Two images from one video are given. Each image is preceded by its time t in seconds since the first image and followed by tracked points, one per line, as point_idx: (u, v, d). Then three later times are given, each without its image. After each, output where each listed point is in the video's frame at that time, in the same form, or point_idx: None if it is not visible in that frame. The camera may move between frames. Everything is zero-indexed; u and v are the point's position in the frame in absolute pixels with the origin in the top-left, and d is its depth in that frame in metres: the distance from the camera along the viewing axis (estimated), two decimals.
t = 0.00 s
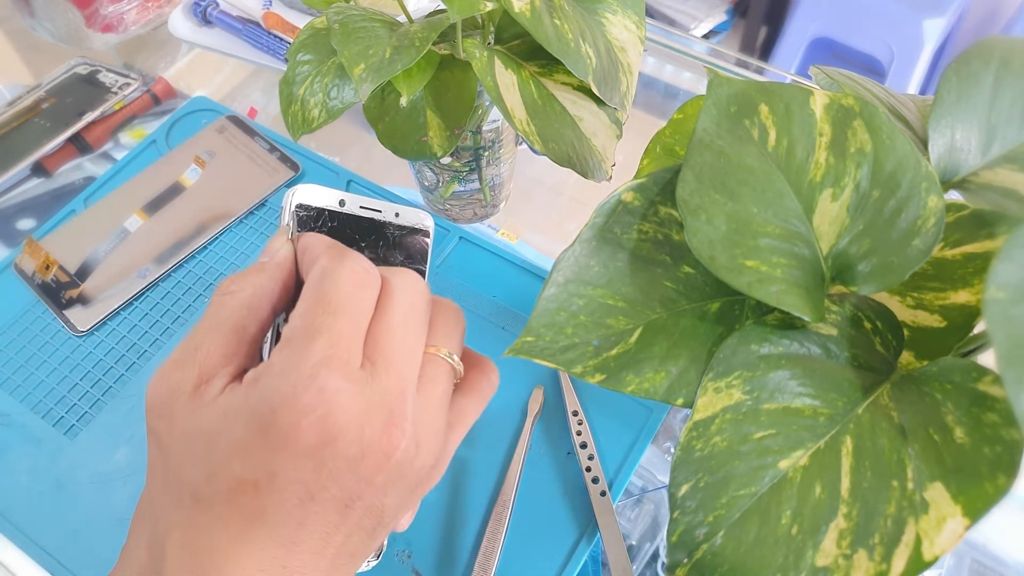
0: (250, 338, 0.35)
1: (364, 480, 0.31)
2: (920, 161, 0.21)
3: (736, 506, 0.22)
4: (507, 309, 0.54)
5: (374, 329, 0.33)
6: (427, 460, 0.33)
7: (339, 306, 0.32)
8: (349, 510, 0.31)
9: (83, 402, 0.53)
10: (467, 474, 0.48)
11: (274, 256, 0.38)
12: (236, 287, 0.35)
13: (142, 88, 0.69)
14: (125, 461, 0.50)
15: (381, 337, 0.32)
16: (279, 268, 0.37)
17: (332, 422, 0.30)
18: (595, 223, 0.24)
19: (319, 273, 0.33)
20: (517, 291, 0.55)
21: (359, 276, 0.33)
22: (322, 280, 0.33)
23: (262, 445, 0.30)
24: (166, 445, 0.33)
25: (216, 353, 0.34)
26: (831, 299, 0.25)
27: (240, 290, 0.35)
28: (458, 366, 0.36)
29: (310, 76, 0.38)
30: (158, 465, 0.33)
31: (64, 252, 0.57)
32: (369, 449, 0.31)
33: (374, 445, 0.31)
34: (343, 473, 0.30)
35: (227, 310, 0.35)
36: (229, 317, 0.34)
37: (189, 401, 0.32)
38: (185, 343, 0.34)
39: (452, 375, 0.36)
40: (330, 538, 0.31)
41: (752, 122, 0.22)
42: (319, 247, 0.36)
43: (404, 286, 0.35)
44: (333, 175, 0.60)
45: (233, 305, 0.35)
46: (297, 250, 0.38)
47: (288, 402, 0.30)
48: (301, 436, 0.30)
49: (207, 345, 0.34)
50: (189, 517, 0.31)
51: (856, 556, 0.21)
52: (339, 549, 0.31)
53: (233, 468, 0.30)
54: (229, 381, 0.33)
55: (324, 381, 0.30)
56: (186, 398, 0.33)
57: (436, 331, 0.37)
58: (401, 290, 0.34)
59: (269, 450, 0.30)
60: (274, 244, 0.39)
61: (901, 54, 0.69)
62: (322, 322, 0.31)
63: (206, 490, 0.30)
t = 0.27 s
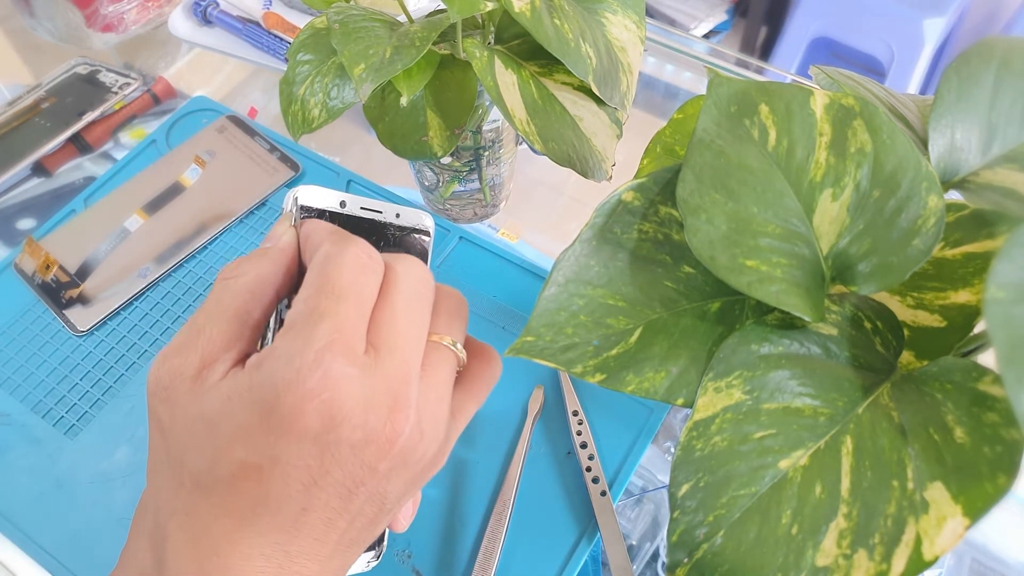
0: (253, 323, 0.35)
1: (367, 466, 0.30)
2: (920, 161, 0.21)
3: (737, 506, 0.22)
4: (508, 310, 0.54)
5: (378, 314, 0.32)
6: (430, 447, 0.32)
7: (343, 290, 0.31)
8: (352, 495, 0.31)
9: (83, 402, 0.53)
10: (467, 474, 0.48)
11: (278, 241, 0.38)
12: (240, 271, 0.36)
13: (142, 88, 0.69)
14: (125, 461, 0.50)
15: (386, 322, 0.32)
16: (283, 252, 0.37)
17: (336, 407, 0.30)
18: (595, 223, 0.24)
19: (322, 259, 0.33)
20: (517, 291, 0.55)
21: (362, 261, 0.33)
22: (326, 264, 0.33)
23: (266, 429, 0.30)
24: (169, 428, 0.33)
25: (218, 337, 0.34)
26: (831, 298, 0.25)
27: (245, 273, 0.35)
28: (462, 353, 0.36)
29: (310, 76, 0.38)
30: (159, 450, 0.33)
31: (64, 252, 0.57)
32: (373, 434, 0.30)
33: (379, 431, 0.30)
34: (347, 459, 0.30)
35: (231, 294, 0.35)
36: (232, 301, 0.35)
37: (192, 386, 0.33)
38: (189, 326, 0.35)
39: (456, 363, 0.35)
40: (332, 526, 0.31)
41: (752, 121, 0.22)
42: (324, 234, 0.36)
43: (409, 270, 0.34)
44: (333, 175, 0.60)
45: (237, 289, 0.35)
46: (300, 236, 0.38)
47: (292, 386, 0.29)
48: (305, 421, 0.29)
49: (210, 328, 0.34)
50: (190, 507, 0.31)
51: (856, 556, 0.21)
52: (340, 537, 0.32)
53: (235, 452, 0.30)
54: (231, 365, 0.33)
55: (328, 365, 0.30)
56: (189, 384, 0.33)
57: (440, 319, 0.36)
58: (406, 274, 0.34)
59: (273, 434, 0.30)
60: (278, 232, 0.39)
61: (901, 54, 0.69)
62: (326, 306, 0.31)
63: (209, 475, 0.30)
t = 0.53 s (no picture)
0: (252, 310, 0.35)
1: (367, 454, 0.31)
2: (920, 161, 0.21)
3: (736, 506, 0.22)
4: (508, 309, 0.54)
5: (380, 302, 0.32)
6: (431, 435, 0.32)
7: (346, 279, 0.31)
8: (351, 484, 0.31)
9: (83, 402, 0.53)
10: (467, 474, 0.48)
11: (279, 232, 0.38)
12: (238, 259, 0.35)
13: (142, 88, 0.69)
14: (125, 461, 0.50)
15: (387, 310, 0.32)
16: (283, 241, 0.37)
17: (337, 394, 0.30)
18: (595, 223, 0.24)
19: (325, 247, 0.33)
20: (516, 291, 0.55)
21: (365, 251, 0.33)
22: (328, 253, 0.33)
23: (268, 413, 0.30)
24: (167, 410, 0.33)
25: (216, 324, 0.34)
26: (831, 298, 0.25)
27: (244, 261, 0.35)
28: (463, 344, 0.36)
29: (310, 76, 0.38)
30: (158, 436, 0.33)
31: (64, 252, 0.57)
32: (373, 422, 0.30)
33: (379, 419, 0.30)
34: (348, 446, 0.30)
35: (230, 281, 0.35)
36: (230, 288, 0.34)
37: (190, 372, 0.33)
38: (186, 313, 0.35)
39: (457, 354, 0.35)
40: (331, 515, 0.31)
41: (752, 121, 0.22)
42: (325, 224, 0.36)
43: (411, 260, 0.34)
44: (332, 175, 0.60)
45: (236, 276, 0.35)
46: (301, 226, 0.38)
47: (293, 371, 0.29)
48: (305, 409, 0.29)
49: (208, 315, 0.34)
50: (190, 492, 0.31)
51: (856, 556, 0.21)
52: (339, 526, 0.32)
53: (236, 437, 0.30)
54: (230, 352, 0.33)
55: (330, 352, 0.30)
56: (187, 370, 0.33)
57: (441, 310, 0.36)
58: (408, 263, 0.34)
59: (274, 418, 0.30)
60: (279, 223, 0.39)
61: (902, 54, 0.69)
62: (328, 294, 0.31)
63: (209, 459, 0.31)
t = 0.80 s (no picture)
0: (248, 309, 0.35)
1: (363, 457, 0.31)
2: (920, 161, 0.21)
3: (737, 506, 0.22)
4: (508, 309, 0.54)
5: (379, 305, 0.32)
6: (427, 439, 0.32)
7: (346, 281, 0.31)
8: (347, 486, 0.31)
9: (83, 402, 0.53)
10: (467, 473, 0.48)
11: (277, 231, 0.38)
12: (236, 255, 0.35)
13: (142, 88, 0.69)
14: (125, 461, 0.50)
15: (387, 312, 0.32)
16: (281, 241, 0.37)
17: (335, 397, 0.30)
18: (595, 223, 0.24)
19: (326, 249, 0.33)
20: (516, 291, 0.55)
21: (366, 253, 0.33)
22: (329, 255, 0.33)
23: (265, 415, 0.30)
24: (162, 410, 0.32)
25: (213, 323, 0.34)
26: (831, 298, 0.25)
27: (240, 258, 0.35)
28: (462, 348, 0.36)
29: (310, 76, 0.38)
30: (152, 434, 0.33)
31: (64, 252, 0.57)
32: (370, 425, 0.30)
33: (375, 422, 0.30)
34: (344, 448, 0.30)
35: (226, 279, 0.34)
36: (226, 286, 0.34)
37: (185, 371, 0.32)
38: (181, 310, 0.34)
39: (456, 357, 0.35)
40: (325, 517, 0.31)
41: (752, 121, 0.22)
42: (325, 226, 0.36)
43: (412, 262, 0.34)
44: (332, 175, 0.60)
45: (232, 273, 0.35)
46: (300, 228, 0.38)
47: (292, 373, 0.29)
48: (303, 411, 0.29)
49: (204, 313, 0.34)
50: (186, 491, 0.31)
51: (856, 555, 0.21)
52: (334, 526, 0.32)
53: (233, 437, 0.30)
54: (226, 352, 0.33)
55: (329, 356, 0.30)
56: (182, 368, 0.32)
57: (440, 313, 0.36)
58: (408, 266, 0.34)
59: (271, 420, 0.30)
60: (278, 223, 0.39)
61: (902, 53, 0.69)
62: (329, 296, 0.31)
63: (205, 458, 0.30)
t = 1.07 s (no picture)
0: (254, 309, 0.35)
1: (379, 447, 0.30)
2: (920, 161, 0.21)
3: (736, 506, 0.22)
4: (508, 310, 0.54)
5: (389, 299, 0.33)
6: (442, 430, 0.32)
7: (356, 272, 0.32)
8: (364, 478, 0.30)
9: (83, 402, 0.53)
10: (467, 473, 0.48)
11: (279, 232, 0.38)
12: (240, 255, 0.35)
13: (142, 88, 0.69)
14: (126, 461, 0.50)
15: (396, 305, 0.32)
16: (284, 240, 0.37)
17: (349, 386, 0.30)
18: (595, 223, 0.24)
19: (333, 243, 0.33)
20: (516, 291, 0.55)
21: (374, 244, 0.33)
22: (337, 248, 0.33)
23: (280, 407, 0.30)
24: (172, 410, 0.32)
25: (221, 322, 0.34)
26: (831, 298, 0.25)
27: (245, 257, 0.35)
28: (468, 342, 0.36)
29: (310, 76, 0.38)
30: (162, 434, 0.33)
31: (64, 252, 0.57)
32: (386, 414, 0.30)
33: (391, 410, 0.30)
34: (360, 439, 0.30)
35: (231, 279, 0.35)
36: (231, 285, 0.34)
37: (195, 371, 0.32)
38: (188, 311, 0.34)
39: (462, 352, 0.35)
40: (342, 513, 0.31)
41: (752, 121, 0.22)
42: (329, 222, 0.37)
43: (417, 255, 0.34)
44: (332, 175, 0.60)
45: (236, 273, 0.35)
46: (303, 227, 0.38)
47: (305, 364, 0.29)
48: (318, 399, 0.29)
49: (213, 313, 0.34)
50: (199, 490, 0.30)
51: (856, 556, 0.21)
52: (350, 521, 0.31)
53: (248, 430, 0.30)
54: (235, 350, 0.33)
55: (342, 345, 0.30)
56: (192, 369, 0.33)
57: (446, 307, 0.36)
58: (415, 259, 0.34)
59: (285, 412, 0.30)
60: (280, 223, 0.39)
61: (901, 53, 0.69)
62: (339, 288, 0.31)
63: (219, 455, 0.30)
